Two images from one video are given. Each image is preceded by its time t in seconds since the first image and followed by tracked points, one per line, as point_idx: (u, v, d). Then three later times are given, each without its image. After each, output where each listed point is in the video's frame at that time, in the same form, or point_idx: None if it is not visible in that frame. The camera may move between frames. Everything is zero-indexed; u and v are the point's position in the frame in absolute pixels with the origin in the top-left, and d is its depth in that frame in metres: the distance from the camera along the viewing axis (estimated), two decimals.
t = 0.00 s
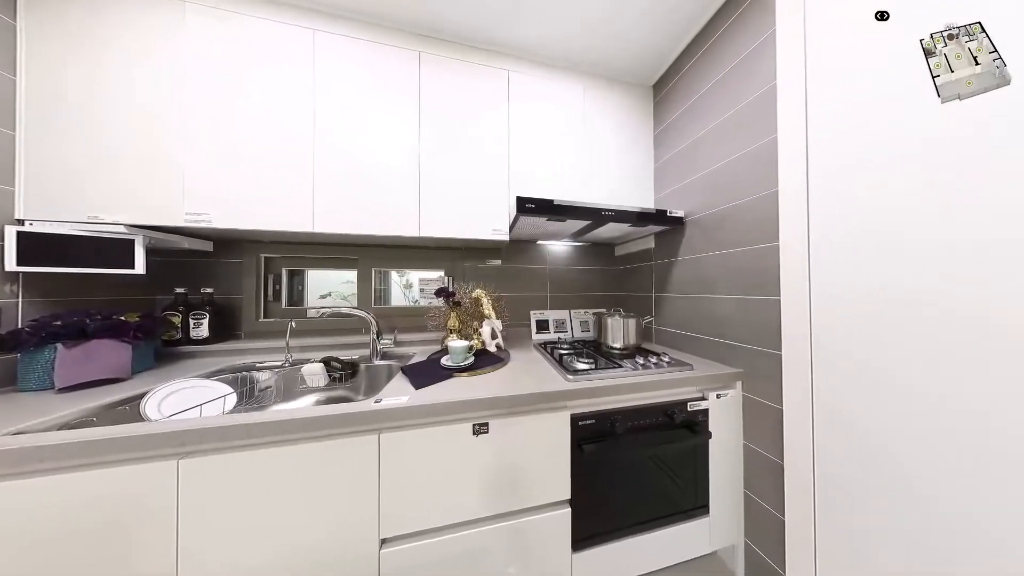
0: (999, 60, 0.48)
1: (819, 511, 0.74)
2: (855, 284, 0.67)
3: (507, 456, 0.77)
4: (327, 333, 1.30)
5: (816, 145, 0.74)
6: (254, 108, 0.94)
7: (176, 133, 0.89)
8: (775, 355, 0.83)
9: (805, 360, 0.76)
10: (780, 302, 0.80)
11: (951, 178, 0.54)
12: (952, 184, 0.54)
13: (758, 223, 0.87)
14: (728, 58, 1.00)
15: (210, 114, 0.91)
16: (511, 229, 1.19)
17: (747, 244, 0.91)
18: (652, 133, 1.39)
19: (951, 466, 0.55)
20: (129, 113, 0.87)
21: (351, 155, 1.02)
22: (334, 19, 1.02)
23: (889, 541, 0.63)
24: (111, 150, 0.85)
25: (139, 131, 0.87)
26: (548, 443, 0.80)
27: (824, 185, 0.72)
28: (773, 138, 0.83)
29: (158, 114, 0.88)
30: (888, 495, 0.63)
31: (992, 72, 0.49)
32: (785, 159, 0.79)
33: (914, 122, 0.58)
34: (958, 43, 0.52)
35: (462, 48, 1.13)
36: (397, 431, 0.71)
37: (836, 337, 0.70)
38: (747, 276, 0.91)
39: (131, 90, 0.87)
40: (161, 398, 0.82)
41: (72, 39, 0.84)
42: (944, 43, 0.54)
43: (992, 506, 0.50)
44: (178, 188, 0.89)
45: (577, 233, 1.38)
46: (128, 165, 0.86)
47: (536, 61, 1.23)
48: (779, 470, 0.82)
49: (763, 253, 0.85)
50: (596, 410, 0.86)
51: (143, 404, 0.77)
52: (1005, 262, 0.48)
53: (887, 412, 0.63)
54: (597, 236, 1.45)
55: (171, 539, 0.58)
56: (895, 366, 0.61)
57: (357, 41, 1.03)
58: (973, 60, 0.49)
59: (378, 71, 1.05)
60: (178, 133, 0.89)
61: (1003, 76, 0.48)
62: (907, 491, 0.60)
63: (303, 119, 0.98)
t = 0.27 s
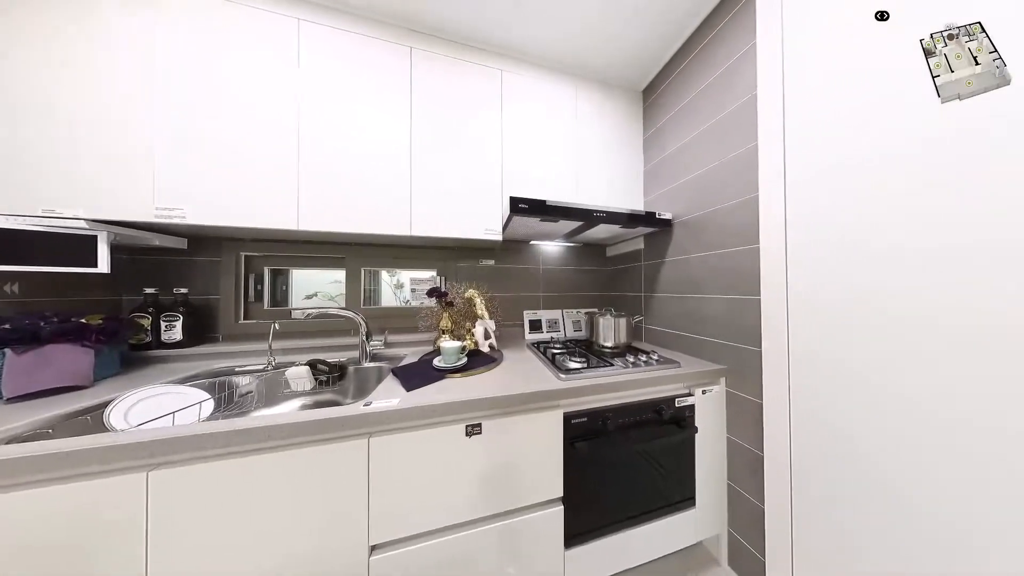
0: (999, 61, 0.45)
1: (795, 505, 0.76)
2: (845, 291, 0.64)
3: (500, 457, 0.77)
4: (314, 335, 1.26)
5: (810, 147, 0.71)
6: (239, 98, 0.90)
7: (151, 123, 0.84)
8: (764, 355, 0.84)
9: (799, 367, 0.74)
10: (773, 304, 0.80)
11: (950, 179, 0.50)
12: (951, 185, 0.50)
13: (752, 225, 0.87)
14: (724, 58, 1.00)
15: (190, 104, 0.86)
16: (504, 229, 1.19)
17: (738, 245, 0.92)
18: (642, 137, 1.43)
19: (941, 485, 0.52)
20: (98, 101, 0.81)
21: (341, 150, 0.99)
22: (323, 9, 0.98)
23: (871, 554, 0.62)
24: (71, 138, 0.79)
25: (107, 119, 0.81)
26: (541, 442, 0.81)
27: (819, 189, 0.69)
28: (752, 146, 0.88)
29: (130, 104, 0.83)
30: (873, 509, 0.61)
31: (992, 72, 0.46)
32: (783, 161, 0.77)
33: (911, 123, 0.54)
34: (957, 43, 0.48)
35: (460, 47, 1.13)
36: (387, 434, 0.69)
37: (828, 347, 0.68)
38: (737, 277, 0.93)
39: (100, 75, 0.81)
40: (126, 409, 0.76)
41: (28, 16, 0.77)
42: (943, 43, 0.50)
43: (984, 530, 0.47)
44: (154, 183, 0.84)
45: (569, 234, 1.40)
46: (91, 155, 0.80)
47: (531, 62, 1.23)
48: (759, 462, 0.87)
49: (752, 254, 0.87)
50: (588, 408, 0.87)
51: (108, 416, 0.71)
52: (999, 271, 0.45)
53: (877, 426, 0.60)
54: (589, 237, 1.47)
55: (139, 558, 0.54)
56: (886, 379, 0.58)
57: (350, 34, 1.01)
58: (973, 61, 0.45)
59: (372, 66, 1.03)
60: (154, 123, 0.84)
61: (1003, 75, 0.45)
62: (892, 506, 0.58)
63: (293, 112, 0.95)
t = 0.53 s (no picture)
0: (998, 61, 0.48)
1: (782, 491, 0.80)
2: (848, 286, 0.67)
3: (492, 458, 0.77)
4: (297, 337, 1.20)
5: (808, 147, 0.74)
6: (222, 87, 0.85)
7: (123, 109, 0.78)
8: (756, 351, 0.86)
9: (798, 360, 0.77)
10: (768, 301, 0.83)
11: (951, 178, 0.52)
12: (952, 184, 0.52)
13: (746, 223, 0.89)
14: (712, 64, 1.03)
15: (168, 92, 0.81)
16: (497, 229, 1.19)
17: (730, 245, 0.94)
18: (631, 141, 1.47)
19: (942, 469, 0.54)
20: (57, 79, 0.74)
21: (331, 145, 0.96)
22: None
23: (873, 543, 0.63)
24: (16, 120, 0.71)
25: (66, 103, 0.74)
26: (533, 442, 0.81)
27: (821, 187, 0.71)
28: (735, 152, 0.92)
29: (100, 88, 0.76)
30: (875, 498, 0.63)
31: (993, 72, 0.48)
32: (784, 159, 0.79)
33: (911, 122, 0.57)
34: (958, 43, 0.50)
35: (459, 46, 1.13)
36: (376, 439, 0.67)
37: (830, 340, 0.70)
38: (725, 277, 0.95)
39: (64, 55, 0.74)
40: (76, 422, 0.69)
41: None
42: (943, 42, 0.53)
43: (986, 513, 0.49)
44: (130, 177, 0.78)
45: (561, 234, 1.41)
46: (41, 141, 0.73)
47: (525, 64, 1.24)
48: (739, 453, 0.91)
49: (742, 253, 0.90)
50: (579, 406, 0.89)
51: (56, 431, 0.64)
52: (990, 264, 0.49)
53: (878, 415, 0.62)
54: (579, 238, 1.49)
55: None
56: (884, 368, 0.61)
57: (345, 26, 0.98)
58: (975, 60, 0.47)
59: (367, 60, 1.00)
60: (121, 108, 0.77)
61: (1002, 75, 0.47)
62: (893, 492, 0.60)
63: (283, 103, 0.91)
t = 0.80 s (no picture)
0: (998, 61, 0.48)
1: (764, 480, 0.84)
2: (850, 287, 0.66)
3: (485, 459, 0.76)
4: (279, 339, 1.14)
5: (807, 147, 0.73)
6: (203, 74, 0.80)
7: (101, 98, 0.72)
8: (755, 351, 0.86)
9: (796, 361, 0.77)
10: (766, 301, 0.83)
11: (951, 178, 0.52)
12: (952, 184, 0.52)
13: (743, 224, 0.89)
14: (696, 73, 1.08)
15: (155, 82, 0.77)
16: (489, 229, 1.18)
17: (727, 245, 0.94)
18: (621, 145, 1.51)
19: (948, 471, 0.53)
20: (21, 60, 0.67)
21: (327, 141, 0.94)
22: None
23: (874, 547, 0.63)
24: None
25: (36, 88, 0.68)
26: (525, 441, 0.82)
27: (821, 187, 0.71)
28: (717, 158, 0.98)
29: (74, 75, 0.71)
30: (877, 501, 0.62)
31: (992, 72, 0.48)
32: (783, 160, 0.79)
33: (912, 121, 0.56)
34: (958, 43, 0.51)
35: (458, 45, 1.12)
36: (364, 443, 0.65)
37: (833, 342, 0.69)
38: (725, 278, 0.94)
39: (37, 37, 0.68)
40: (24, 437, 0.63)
41: None
42: (943, 42, 0.53)
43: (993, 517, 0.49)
44: (106, 171, 0.73)
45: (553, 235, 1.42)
46: None
47: (519, 64, 1.25)
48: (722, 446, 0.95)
49: (737, 253, 0.90)
50: (570, 405, 0.90)
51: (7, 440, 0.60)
52: (992, 263, 0.48)
53: (879, 417, 0.62)
54: (571, 238, 1.51)
55: None
56: (887, 369, 0.60)
57: (344, 22, 0.96)
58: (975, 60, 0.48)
59: (365, 56, 0.98)
60: (87, 92, 0.72)
61: (1002, 75, 0.48)
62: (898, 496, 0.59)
63: (278, 97, 0.88)
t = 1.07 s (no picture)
0: (999, 61, 0.47)
1: (744, 471, 0.89)
2: (849, 289, 0.64)
3: (476, 460, 0.76)
4: (258, 342, 1.09)
5: (805, 147, 0.72)
6: (179, 61, 0.76)
7: (95, 92, 0.69)
8: (752, 353, 0.85)
9: (793, 363, 0.76)
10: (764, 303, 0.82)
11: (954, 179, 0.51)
12: (953, 184, 0.51)
13: (741, 224, 0.88)
14: (682, 81, 1.12)
15: (154, 79, 0.74)
16: (482, 228, 1.18)
17: (725, 246, 0.93)
18: (611, 148, 1.54)
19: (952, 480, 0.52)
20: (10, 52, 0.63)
21: (327, 140, 0.92)
22: None
23: (867, 548, 0.62)
24: None
25: (24, 82, 0.64)
26: (517, 441, 0.82)
27: (818, 187, 0.69)
28: (700, 164, 1.03)
29: (68, 69, 0.67)
30: (877, 508, 0.61)
31: (992, 72, 0.47)
32: (780, 160, 0.78)
33: (911, 121, 0.55)
34: (957, 43, 0.50)
35: (452, 43, 1.11)
36: (351, 449, 0.63)
37: (832, 345, 0.68)
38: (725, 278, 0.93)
39: (33, 30, 0.65)
40: None
41: None
42: (942, 42, 0.52)
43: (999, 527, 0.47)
44: (98, 171, 0.70)
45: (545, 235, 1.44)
46: None
47: (512, 65, 1.25)
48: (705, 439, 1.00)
49: (739, 254, 0.89)
50: (562, 404, 0.91)
51: None
52: (994, 266, 0.47)
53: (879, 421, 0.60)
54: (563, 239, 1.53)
55: None
56: (887, 374, 0.59)
57: (350, 19, 0.95)
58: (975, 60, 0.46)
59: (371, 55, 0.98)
60: (40, 75, 0.66)
61: (1002, 75, 0.46)
62: (901, 504, 0.58)
63: (281, 94, 0.86)
